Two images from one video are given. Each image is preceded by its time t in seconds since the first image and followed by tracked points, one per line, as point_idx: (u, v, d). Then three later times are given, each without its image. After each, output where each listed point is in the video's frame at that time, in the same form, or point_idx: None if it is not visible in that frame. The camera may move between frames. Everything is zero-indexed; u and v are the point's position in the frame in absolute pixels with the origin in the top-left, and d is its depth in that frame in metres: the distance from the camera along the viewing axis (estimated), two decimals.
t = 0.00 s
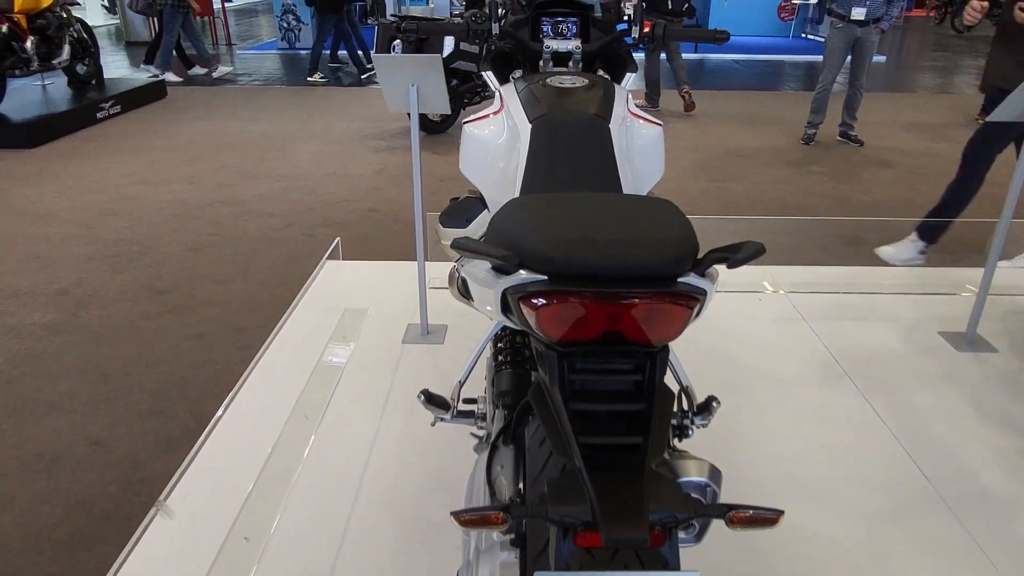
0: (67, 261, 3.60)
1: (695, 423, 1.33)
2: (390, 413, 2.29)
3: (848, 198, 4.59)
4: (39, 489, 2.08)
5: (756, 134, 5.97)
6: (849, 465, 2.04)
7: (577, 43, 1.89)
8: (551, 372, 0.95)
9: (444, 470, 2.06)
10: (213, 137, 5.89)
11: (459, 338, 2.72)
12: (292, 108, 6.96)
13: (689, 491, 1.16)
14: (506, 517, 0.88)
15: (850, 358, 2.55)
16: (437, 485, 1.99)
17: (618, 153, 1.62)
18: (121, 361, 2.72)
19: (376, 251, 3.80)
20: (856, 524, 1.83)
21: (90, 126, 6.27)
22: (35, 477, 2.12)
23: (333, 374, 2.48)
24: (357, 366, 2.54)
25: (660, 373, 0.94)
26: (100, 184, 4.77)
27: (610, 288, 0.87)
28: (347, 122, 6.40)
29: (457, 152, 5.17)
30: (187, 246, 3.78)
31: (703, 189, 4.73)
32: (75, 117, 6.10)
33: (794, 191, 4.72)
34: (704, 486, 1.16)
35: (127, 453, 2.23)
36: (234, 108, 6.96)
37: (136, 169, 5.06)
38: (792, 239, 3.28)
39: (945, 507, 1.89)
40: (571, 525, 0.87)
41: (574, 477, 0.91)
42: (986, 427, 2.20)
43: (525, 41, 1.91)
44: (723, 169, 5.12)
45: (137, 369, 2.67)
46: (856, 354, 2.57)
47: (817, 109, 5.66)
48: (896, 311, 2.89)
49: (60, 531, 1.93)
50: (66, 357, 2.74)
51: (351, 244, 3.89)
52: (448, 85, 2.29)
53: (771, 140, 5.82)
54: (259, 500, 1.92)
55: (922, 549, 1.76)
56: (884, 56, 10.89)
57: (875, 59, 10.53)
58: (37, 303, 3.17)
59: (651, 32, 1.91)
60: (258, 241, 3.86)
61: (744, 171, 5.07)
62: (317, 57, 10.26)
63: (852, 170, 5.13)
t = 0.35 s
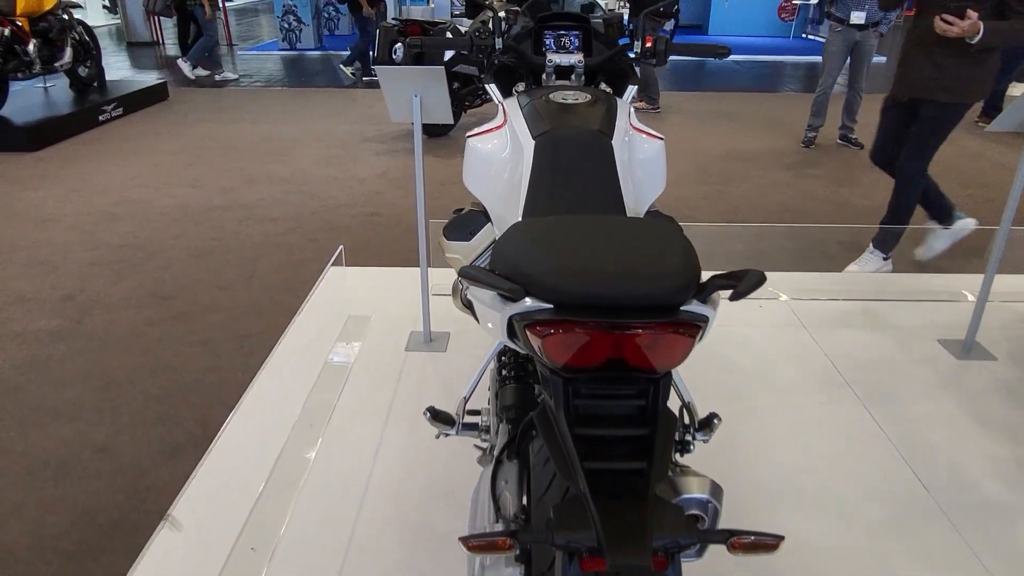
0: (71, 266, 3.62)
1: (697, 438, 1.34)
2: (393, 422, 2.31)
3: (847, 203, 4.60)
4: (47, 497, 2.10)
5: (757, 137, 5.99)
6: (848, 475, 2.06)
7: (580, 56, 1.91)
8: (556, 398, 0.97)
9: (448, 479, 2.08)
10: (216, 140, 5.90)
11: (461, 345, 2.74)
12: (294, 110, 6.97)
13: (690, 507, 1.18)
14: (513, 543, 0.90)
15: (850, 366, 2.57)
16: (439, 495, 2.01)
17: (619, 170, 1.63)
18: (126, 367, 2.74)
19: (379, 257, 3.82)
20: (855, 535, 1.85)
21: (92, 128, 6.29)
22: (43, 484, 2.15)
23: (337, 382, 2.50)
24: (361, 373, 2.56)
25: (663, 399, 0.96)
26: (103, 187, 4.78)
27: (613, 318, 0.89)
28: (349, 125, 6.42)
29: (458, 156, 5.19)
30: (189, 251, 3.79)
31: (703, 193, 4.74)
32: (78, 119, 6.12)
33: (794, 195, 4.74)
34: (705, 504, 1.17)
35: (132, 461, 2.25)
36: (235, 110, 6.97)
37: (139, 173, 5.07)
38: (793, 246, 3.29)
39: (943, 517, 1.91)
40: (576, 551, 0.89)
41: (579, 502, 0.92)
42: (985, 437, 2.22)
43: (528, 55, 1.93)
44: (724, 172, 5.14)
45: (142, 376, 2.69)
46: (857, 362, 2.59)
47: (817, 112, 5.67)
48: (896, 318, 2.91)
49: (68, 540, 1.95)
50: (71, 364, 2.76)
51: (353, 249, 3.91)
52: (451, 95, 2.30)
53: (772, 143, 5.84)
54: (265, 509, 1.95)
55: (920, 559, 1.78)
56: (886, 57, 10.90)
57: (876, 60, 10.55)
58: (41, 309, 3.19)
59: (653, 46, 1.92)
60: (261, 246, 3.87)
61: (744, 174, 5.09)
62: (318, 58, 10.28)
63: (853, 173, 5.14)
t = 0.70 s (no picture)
0: (71, 272, 3.63)
1: (691, 454, 1.36)
2: (392, 432, 2.33)
3: (844, 207, 4.62)
4: (48, 507, 2.11)
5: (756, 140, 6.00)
6: (844, 485, 2.07)
7: (577, 70, 1.93)
8: (550, 424, 0.98)
9: (446, 489, 2.09)
10: (215, 143, 5.91)
11: (460, 354, 2.75)
12: (293, 112, 6.99)
13: (683, 525, 1.20)
14: (509, 569, 0.91)
15: (845, 375, 2.59)
16: (437, 504, 2.03)
17: (616, 188, 1.64)
18: (126, 375, 2.76)
19: (377, 262, 3.83)
20: (850, 546, 1.87)
21: (92, 131, 6.30)
22: (44, 495, 2.16)
23: (337, 391, 2.51)
24: (360, 382, 2.57)
25: (656, 425, 0.98)
26: (102, 192, 4.80)
27: (606, 349, 0.91)
28: (348, 127, 6.43)
29: (456, 160, 5.20)
30: (188, 257, 3.81)
31: (701, 196, 4.76)
32: (78, 122, 6.14)
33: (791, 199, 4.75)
34: (698, 521, 1.19)
35: (133, 472, 2.26)
36: (234, 113, 6.98)
37: (138, 177, 5.09)
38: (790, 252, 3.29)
39: (936, 527, 1.93)
40: None
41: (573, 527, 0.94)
42: (978, 446, 2.24)
43: (526, 69, 1.97)
44: (722, 176, 5.15)
45: (142, 385, 2.70)
46: (852, 371, 2.61)
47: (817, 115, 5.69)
48: (891, 326, 2.93)
49: (69, 552, 1.97)
50: (72, 372, 2.78)
51: (352, 254, 3.92)
52: (450, 106, 2.30)
53: (770, 146, 5.85)
54: (265, 519, 1.97)
55: (913, 571, 1.80)
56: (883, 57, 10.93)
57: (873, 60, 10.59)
58: (41, 316, 3.20)
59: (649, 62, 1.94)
60: (260, 251, 3.89)
61: (742, 178, 5.10)
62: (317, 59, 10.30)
63: (850, 177, 5.16)
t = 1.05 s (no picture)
0: (71, 278, 3.65)
1: (681, 469, 1.38)
2: (389, 440, 2.35)
3: (841, 212, 4.63)
4: (47, 516, 2.13)
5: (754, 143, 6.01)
6: (835, 494, 2.09)
7: (571, 84, 1.94)
8: (538, 448, 1.01)
9: (442, 499, 2.11)
10: (214, 146, 5.93)
11: (456, 361, 2.77)
12: (292, 114, 7.00)
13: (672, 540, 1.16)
14: None
15: (840, 383, 2.60)
16: (434, 514, 2.05)
17: (609, 204, 1.65)
18: (125, 382, 2.78)
19: (375, 267, 3.85)
20: (840, 556, 1.89)
21: (92, 134, 6.32)
22: (44, 504, 2.18)
23: (334, 400, 2.53)
24: (357, 391, 2.59)
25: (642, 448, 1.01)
26: (102, 196, 4.82)
27: (591, 377, 0.93)
28: (347, 130, 6.44)
29: (454, 163, 5.20)
30: (187, 262, 3.82)
31: (699, 200, 4.77)
32: (77, 125, 6.15)
33: (788, 204, 4.77)
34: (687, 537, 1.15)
35: (132, 480, 2.28)
36: (233, 115, 6.99)
37: (138, 181, 5.11)
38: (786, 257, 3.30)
39: (926, 536, 1.95)
40: None
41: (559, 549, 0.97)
42: (970, 455, 2.26)
43: (521, 83, 1.98)
44: (720, 179, 5.16)
45: (140, 392, 2.72)
46: (846, 379, 2.63)
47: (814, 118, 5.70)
48: (886, 333, 2.94)
49: (68, 560, 1.99)
50: (71, 379, 2.80)
51: (350, 259, 3.94)
52: (446, 117, 2.32)
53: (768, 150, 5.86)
54: (263, 529, 1.99)
55: None
56: (883, 57, 10.93)
57: (873, 60, 10.58)
58: (41, 322, 3.23)
59: (642, 76, 1.96)
60: (258, 257, 3.90)
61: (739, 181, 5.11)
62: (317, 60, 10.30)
63: (847, 180, 5.17)
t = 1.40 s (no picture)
0: (71, 284, 3.67)
1: (673, 489, 1.39)
2: (385, 450, 2.36)
3: (837, 217, 4.64)
4: (47, 526, 2.15)
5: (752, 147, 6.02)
6: (828, 506, 2.11)
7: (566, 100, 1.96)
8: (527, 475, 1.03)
9: (438, 510, 2.13)
10: (214, 149, 5.94)
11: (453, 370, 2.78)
12: (292, 116, 7.01)
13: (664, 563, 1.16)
14: None
15: (835, 393, 2.62)
16: (429, 525, 2.07)
17: (602, 221, 1.66)
18: (124, 391, 2.80)
19: (373, 273, 3.86)
20: (832, 569, 1.90)
21: (92, 136, 6.33)
22: (45, 513, 2.20)
23: (332, 410, 2.54)
24: (355, 400, 2.60)
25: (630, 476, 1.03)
26: (102, 199, 4.83)
27: (577, 413, 0.95)
28: (347, 132, 6.45)
29: (452, 167, 5.22)
30: (186, 267, 3.84)
31: (696, 204, 4.78)
32: (77, 127, 6.16)
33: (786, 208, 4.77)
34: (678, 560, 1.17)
35: (131, 490, 2.30)
36: (232, 117, 7.00)
37: (137, 184, 5.12)
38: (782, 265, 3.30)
39: (917, 549, 1.96)
40: None
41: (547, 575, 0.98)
42: (963, 466, 2.27)
43: (516, 98, 1.99)
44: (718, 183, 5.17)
45: (139, 400, 2.74)
46: (841, 389, 2.64)
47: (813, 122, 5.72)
48: (881, 342, 2.95)
49: (67, 571, 2.00)
50: (71, 388, 2.81)
51: (349, 264, 3.95)
52: (443, 129, 2.33)
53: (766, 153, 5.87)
54: (259, 541, 2.00)
55: None
56: (883, 57, 10.92)
57: (873, 60, 10.57)
58: (41, 329, 3.24)
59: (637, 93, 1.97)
60: (256, 262, 3.92)
61: (738, 186, 5.12)
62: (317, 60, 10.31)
63: (845, 185, 5.18)
